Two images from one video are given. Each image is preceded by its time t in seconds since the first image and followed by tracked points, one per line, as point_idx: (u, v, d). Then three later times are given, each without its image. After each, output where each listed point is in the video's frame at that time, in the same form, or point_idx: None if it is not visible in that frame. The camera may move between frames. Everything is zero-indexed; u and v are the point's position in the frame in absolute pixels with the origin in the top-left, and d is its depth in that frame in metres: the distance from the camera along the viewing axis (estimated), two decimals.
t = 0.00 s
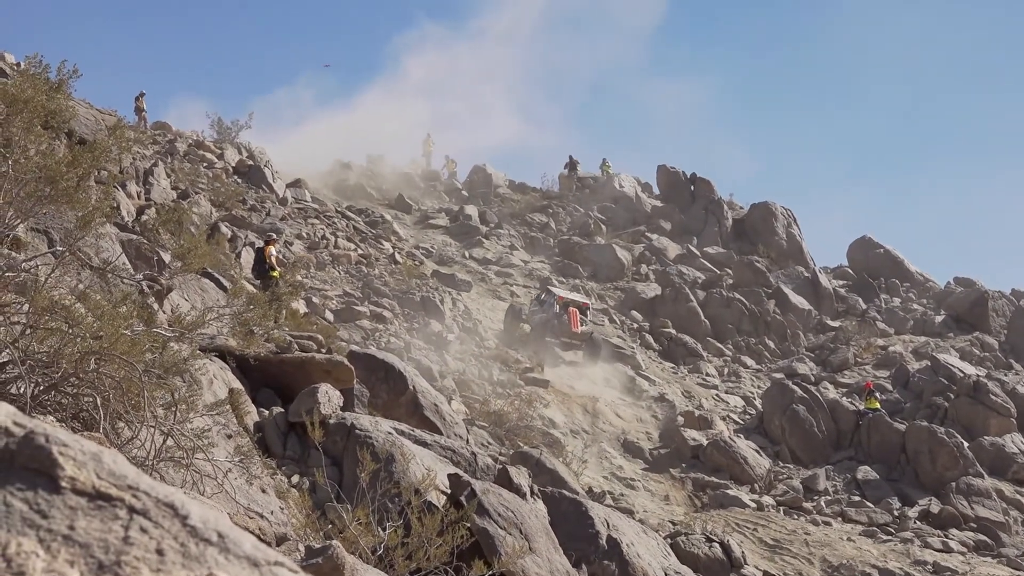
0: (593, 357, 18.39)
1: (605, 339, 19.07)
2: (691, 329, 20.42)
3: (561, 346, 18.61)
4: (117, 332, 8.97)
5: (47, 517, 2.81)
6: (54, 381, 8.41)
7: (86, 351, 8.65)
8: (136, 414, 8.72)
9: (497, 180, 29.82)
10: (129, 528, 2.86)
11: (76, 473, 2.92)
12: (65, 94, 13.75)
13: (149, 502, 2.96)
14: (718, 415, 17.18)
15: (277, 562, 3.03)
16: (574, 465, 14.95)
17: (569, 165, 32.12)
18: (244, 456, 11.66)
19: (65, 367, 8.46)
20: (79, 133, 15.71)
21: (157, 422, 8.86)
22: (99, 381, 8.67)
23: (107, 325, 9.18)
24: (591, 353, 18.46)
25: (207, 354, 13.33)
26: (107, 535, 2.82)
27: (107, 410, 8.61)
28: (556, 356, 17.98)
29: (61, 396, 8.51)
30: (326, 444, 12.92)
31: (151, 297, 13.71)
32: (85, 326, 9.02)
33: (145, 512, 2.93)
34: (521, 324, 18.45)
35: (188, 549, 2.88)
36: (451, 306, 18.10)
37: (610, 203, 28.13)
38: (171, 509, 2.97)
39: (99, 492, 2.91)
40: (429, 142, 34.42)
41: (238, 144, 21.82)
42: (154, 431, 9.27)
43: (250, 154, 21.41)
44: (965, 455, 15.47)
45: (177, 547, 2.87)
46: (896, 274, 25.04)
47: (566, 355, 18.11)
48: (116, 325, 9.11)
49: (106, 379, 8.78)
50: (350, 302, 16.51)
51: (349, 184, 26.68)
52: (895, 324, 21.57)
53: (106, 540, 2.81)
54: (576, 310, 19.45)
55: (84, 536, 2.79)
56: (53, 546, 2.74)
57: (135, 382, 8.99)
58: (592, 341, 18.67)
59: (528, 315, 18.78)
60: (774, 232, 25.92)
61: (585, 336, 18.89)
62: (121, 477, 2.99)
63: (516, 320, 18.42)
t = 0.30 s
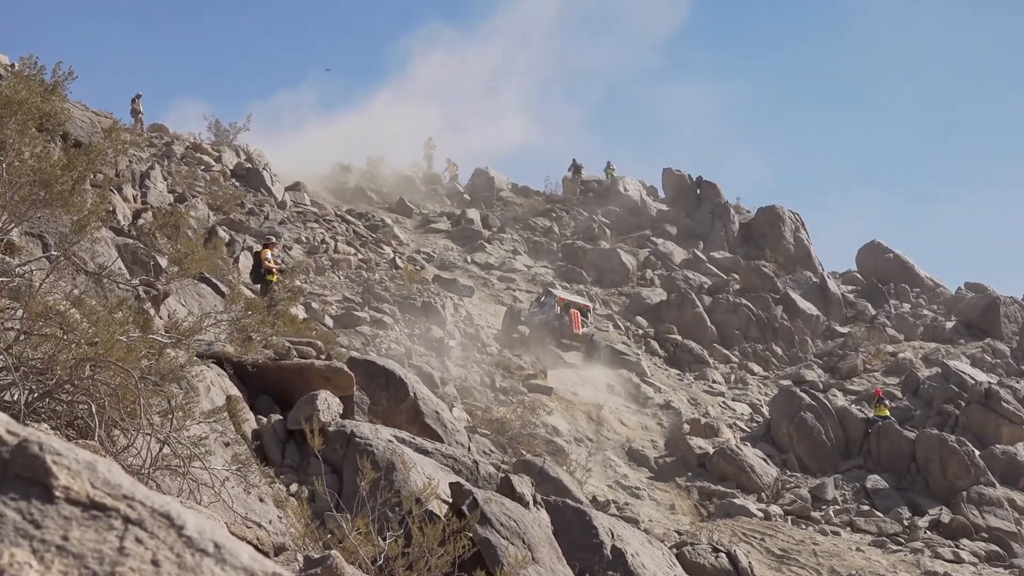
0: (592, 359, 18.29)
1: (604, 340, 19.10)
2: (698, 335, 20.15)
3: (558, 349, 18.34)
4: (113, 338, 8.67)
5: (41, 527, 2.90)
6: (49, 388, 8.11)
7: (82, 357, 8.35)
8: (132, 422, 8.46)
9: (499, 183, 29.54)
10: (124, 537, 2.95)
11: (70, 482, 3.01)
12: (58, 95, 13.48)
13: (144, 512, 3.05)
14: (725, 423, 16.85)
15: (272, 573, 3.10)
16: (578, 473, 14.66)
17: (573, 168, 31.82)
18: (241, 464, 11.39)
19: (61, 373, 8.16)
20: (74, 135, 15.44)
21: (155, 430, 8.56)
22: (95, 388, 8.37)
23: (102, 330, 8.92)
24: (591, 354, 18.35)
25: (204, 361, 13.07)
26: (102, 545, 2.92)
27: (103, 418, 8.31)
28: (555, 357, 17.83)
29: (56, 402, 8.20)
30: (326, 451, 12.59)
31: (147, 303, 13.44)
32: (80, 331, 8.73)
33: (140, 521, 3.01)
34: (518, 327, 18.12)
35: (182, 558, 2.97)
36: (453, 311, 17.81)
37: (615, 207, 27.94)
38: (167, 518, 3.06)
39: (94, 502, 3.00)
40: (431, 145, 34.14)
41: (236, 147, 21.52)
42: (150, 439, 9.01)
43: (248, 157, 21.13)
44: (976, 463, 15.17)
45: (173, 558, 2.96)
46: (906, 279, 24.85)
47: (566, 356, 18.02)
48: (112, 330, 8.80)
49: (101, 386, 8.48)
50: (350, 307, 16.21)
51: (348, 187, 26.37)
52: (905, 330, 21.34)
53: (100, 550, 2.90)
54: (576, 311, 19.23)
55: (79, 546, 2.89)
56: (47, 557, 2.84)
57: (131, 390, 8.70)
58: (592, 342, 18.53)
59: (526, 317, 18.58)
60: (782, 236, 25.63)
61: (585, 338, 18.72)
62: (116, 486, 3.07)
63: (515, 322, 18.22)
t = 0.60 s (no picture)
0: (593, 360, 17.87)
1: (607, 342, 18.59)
2: (704, 339, 19.71)
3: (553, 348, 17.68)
4: (102, 342, 8.17)
5: (26, 539, 2.92)
6: (35, 395, 7.67)
7: (69, 363, 7.88)
8: (123, 430, 7.97)
9: (500, 184, 29.08)
10: (112, 549, 2.96)
11: (57, 491, 3.02)
12: (44, 92, 13.04)
13: (134, 522, 3.05)
14: (733, 430, 16.33)
15: None
16: (581, 483, 14.17)
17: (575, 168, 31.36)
18: (234, 473, 10.91)
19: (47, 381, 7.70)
20: (61, 134, 14.98)
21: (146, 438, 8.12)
22: (84, 396, 7.91)
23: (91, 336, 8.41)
24: (592, 356, 17.94)
25: (196, 367, 12.65)
26: (90, 557, 2.93)
27: (92, 426, 7.85)
28: (555, 359, 17.37)
29: (43, 410, 7.78)
30: (321, 460, 12.12)
31: (137, 307, 12.98)
32: (68, 336, 8.26)
33: (129, 533, 3.01)
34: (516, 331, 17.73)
35: (173, 571, 2.97)
36: (453, 315, 17.33)
37: (619, 208, 27.55)
38: (156, 529, 3.05)
39: (81, 513, 3.00)
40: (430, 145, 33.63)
41: (229, 146, 21.03)
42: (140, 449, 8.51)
43: (242, 157, 20.64)
44: (992, 471, 14.66)
45: (161, 569, 2.96)
46: (919, 281, 24.46)
47: (566, 356, 17.62)
48: (100, 334, 8.30)
49: (90, 394, 8.01)
50: (347, 311, 15.72)
51: (344, 188, 25.85)
52: (919, 335, 20.92)
53: (88, 562, 2.92)
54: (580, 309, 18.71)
55: (66, 558, 2.91)
56: (34, 569, 2.86)
57: (121, 397, 8.19)
58: (593, 342, 18.14)
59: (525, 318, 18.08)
60: (792, 237, 25.11)
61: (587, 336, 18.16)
62: (105, 496, 3.07)
63: (514, 322, 17.92)
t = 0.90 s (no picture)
0: (593, 361, 17.61)
1: (607, 343, 18.32)
2: (710, 344, 19.26)
3: (548, 350, 17.31)
4: (90, 348, 7.75)
5: (11, 551, 2.68)
6: (20, 403, 7.14)
7: (56, 369, 7.40)
8: (112, 440, 7.46)
9: (499, 184, 28.65)
10: (101, 563, 2.74)
11: (44, 503, 2.78)
12: (29, 90, 12.60)
13: (124, 534, 2.83)
14: (740, 437, 15.83)
15: None
16: (584, 492, 13.70)
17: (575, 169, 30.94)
18: (226, 482, 10.44)
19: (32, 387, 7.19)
20: (47, 134, 14.54)
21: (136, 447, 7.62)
22: (71, 403, 7.39)
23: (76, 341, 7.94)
24: (592, 356, 17.66)
25: (187, 374, 12.17)
26: (78, 571, 2.70)
27: (79, 434, 7.32)
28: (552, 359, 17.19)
29: (27, 418, 7.22)
30: (316, 469, 11.64)
31: (126, 311, 12.52)
32: (54, 343, 7.80)
33: (119, 546, 2.80)
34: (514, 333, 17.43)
35: None
36: (451, 320, 16.87)
37: (622, 209, 27.13)
38: (147, 542, 2.85)
39: (68, 525, 2.77)
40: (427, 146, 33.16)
41: (221, 147, 20.56)
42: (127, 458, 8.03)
43: (233, 157, 20.18)
44: (1007, 479, 14.09)
45: None
46: (931, 283, 24.07)
47: (561, 355, 17.44)
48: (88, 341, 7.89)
49: (77, 402, 7.50)
50: (341, 316, 15.26)
51: (340, 189, 25.39)
52: (931, 339, 20.36)
53: None
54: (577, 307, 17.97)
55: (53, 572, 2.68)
56: None
57: (110, 405, 7.71)
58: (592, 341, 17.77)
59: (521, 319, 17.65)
60: (800, 239, 24.67)
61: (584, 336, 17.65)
62: (92, 507, 2.84)
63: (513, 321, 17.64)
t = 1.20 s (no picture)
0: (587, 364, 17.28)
1: (601, 348, 18.09)
2: (716, 352, 18.80)
3: (545, 351, 17.21)
4: (76, 357, 7.36)
5: None
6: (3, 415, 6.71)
7: (41, 379, 6.99)
8: (99, 452, 7.08)
9: (498, 188, 28.28)
10: None
11: (30, 517, 2.71)
12: (12, 90, 12.16)
13: (110, 548, 2.76)
14: (747, 448, 15.31)
15: None
16: (586, 505, 13.23)
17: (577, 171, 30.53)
18: (217, 495, 9.90)
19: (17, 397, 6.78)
20: (32, 136, 14.10)
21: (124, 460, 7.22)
22: (55, 414, 6.98)
23: (64, 351, 7.49)
24: (585, 359, 17.32)
25: (177, 383, 11.61)
26: None
27: (65, 445, 6.91)
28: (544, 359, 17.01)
29: (9, 430, 6.77)
30: (309, 482, 11.19)
31: (113, 319, 12.05)
32: (38, 352, 7.38)
33: (105, 559, 2.72)
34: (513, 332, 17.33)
35: None
36: (449, 328, 16.43)
37: (625, 213, 26.70)
38: (134, 556, 2.77)
39: (55, 539, 2.70)
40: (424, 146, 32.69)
41: (212, 149, 20.12)
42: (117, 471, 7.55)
43: (225, 160, 19.74)
44: None
45: None
46: (943, 288, 23.78)
47: (554, 359, 17.15)
48: (74, 350, 7.51)
49: (62, 413, 7.09)
50: (335, 324, 14.80)
51: (334, 192, 24.94)
52: (944, 347, 20.00)
53: None
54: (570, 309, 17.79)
55: None
56: None
57: (96, 416, 7.33)
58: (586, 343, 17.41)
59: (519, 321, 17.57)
60: (809, 245, 24.13)
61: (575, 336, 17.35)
62: (80, 522, 2.77)
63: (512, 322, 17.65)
